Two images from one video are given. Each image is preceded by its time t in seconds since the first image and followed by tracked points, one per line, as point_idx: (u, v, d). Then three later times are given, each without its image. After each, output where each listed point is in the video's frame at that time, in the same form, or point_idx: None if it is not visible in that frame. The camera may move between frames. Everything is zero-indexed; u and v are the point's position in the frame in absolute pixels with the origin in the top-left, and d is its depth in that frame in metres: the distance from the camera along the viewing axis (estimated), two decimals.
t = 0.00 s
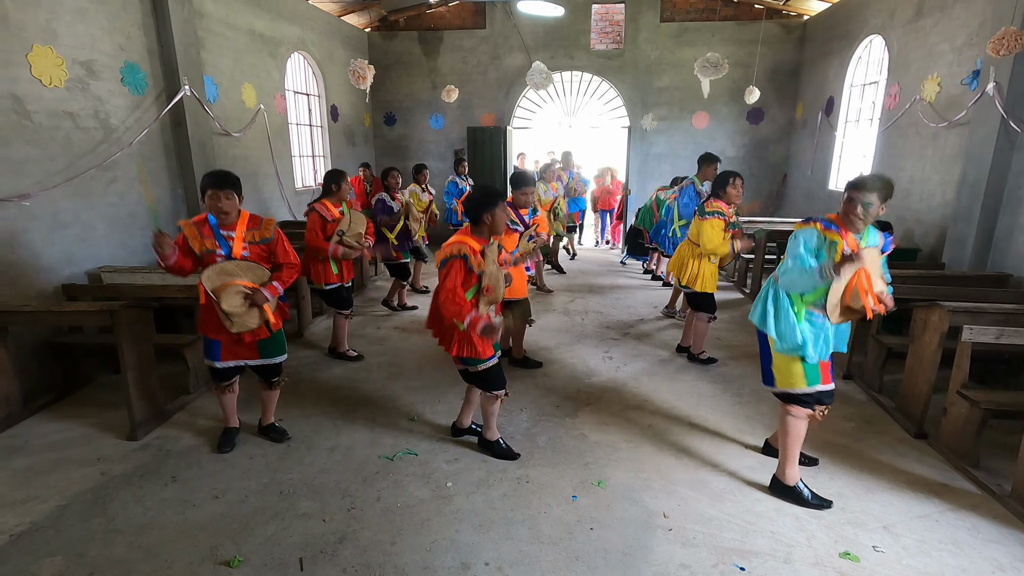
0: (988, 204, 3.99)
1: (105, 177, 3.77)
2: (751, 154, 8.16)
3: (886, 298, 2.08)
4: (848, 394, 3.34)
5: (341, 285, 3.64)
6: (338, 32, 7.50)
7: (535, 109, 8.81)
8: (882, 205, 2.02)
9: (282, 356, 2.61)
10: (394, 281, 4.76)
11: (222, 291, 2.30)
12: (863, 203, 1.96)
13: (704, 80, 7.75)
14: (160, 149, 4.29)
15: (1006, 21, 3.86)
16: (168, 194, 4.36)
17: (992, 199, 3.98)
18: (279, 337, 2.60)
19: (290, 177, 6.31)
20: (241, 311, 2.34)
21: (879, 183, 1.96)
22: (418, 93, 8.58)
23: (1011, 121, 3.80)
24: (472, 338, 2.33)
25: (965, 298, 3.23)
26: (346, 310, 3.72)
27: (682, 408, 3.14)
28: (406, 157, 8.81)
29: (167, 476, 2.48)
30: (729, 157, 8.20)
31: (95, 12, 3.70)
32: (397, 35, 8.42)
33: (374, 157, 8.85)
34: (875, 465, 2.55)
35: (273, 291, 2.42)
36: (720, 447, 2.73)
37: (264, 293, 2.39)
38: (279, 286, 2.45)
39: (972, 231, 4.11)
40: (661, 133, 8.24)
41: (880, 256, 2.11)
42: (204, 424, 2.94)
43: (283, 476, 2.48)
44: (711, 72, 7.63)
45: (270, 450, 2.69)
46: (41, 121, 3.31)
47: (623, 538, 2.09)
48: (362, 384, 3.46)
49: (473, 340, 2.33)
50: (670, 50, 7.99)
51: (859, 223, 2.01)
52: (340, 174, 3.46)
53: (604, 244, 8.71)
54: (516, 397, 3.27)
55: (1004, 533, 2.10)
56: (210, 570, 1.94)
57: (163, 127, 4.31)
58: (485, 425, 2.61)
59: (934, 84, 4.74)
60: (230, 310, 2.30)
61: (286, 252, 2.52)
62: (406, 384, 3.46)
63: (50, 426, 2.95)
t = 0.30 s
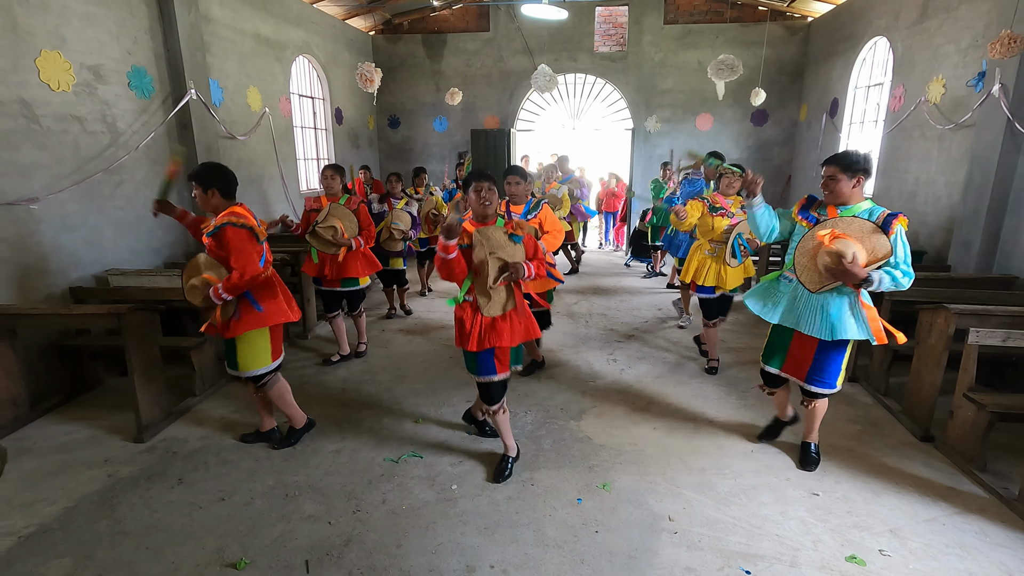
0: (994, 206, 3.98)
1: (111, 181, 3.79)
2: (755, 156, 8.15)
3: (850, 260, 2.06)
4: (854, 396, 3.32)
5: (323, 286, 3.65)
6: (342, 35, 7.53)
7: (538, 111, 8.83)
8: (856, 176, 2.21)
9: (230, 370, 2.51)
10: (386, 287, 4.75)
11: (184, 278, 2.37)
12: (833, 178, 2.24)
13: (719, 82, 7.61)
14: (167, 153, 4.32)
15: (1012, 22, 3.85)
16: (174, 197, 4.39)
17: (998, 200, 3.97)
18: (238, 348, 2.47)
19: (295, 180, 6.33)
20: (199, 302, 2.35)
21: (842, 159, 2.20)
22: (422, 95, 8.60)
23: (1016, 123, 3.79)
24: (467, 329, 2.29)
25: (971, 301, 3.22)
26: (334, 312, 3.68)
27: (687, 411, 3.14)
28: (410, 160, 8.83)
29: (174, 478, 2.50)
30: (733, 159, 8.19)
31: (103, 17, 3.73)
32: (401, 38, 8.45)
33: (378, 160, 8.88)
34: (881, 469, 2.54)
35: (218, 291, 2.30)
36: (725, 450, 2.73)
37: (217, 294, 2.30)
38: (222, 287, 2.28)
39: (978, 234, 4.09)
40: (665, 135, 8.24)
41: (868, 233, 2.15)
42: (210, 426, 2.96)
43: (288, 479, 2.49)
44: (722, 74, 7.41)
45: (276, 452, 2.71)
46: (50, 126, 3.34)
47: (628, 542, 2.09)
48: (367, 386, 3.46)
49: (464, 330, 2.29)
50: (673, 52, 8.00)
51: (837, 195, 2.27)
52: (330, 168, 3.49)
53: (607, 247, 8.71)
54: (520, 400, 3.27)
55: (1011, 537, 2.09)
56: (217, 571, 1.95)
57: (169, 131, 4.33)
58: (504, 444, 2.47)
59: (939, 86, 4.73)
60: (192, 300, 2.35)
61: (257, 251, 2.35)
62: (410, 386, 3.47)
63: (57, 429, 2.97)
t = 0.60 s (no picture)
0: (997, 206, 3.97)
1: (114, 182, 3.80)
2: (757, 156, 8.14)
3: (781, 281, 2.16)
4: (856, 397, 3.31)
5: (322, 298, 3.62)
6: (343, 36, 7.54)
7: (540, 112, 8.83)
8: (820, 204, 2.22)
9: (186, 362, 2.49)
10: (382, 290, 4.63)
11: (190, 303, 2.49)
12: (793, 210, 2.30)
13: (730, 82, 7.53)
14: (169, 154, 4.33)
15: (1014, 22, 3.84)
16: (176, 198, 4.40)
17: (1001, 201, 3.96)
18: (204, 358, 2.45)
19: (297, 180, 6.34)
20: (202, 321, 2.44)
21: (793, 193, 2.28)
22: (423, 96, 8.61)
23: (1019, 122, 3.78)
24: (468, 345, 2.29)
25: (974, 301, 3.20)
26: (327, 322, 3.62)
27: (689, 412, 3.13)
28: (411, 160, 8.83)
29: (176, 478, 2.50)
30: (734, 159, 8.18)
31: (105, 19, 3.74)
32: (403, 39, 8.46)
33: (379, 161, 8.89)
34: (883, 469, 2.54)
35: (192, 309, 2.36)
36: (727, 450, 2.72)
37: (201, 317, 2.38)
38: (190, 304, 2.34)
39: (981, 234, 4.08)
40: (666, 135, 8.23)
41: (815, 252, 2.11)
42: (212, 427, 2.96)
43: (290, 480, 2.49)
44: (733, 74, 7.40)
45: (278, 453, 2.71)
46: (53, 127, 3.35)
47: (629, 543, 2.08)
48: (368, 387, 3.46)
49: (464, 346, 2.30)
50: (675, 52, 7.99)
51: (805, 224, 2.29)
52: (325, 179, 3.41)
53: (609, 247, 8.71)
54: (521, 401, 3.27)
55: (1015, 538, 2.08)
56: (219, 572, 1.95)
57: (171, 132, 4.35)
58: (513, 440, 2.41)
59: (942, 86, 4.72)
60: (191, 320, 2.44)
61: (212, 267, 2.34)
62: (412, 388, 3.47)
63: (60, 429, 2.98)
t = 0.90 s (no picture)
0: (998, 203, 3.97)
1: (113, 182, 3.79)
2: (757, 154, 8.13)
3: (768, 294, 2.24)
4: (857, 396, 3.31)
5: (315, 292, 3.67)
6: (343, 36, 7.53)
7: (540, 110, 8.81)
8: (757, 213, 2.30)
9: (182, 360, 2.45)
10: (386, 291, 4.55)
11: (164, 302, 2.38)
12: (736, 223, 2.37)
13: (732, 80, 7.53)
14: (168, 154, 4.32)
15: (1014, 19, 3.83)
16: (175, 198, 4.39)
17: (1002, 198, 3.95)
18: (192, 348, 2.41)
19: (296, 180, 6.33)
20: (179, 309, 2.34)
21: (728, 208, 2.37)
22: (423, 96, 8.60)
23: (1019, 120, 3.78)
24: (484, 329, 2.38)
25: (975, 299, 3.19)
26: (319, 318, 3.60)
27: (689, 411, 3.12)
28: (411, 160, 8.83)
29: (175, 478, 2.50)
30: (735, 158, 8.17)
31: (103, 19, 3.73)
32: (402, 38, 8.45)
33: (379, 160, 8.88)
34: (884, 468, 2.53)
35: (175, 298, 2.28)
36: (727, 449, 2.71)
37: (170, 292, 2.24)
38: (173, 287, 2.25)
39: (982, 231, 4.07)
40: (666, 134, 8.22)
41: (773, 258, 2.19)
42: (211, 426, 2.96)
43: (289, 479, 2.49)
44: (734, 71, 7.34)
45: (277, 453, 2.70)
46: (51, 127, 3.34)
47: (629, 542, 2.08)
48: (368, 387, 3.46)
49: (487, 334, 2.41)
50: (674, 51, 7.98)
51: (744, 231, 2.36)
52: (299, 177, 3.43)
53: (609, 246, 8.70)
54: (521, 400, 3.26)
55: (1016, 537, 2.08)
56: (218, 572, 1.95)
57: (170, 132, 4.34)
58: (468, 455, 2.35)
59: (942, 83, 4.70)
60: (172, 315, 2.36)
61: (176, 250, 2.27)
62: (412, 387, 3.46)
63: (60, 429, 2.98)
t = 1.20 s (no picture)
0: (1001, 201, 3.96)
1: (114, 181, 3.79)
2: (759, 153, 8.11)
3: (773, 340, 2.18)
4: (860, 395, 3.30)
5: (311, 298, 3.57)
6: (344, 35, 7.53)
7: (541, 109, 8.80)
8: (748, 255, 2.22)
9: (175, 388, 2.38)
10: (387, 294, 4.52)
11: (134, 329, 2.21)
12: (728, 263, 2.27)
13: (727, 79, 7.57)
14: (169, 153, 4.32)
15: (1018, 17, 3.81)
16: (177, 197, 4.39)
17: (1005, 197, 3.94)
18: (184, 375, 2.34)
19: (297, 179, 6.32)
20: (160, 343, 2.27)
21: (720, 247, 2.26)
22: (424, 95, 8.60)
23: None
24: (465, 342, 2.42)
25: (979, 297, 3.18)
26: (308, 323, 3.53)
27: (690, 411, 3.11)
28: (412, 159, 8.82)
29: (177, 477, 2.50)
30: (736, 156, 8.15)
31: (105, 18, 3.74)
32: (403, 37, 8.44)
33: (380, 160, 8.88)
34: (888, 467, 2.52)
35: (185, 325, 2.26)
36: (729, 449, 2.70)
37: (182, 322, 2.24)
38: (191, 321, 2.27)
39: (985, 230, 4.06)
40: (668, 132, 8.20)
41: (773, 302, 2.16)
42: (212, 426, 2.96)
43: (290, 478, 2.49)
44: (732, 70, 7.36)
45: (278, 452, 2.70)
46: (53, 126, 3.34)
47: (631, 541, 2.07)
48: (370, 386, 3.46)
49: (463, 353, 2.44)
50: (676, 49, 7.96)
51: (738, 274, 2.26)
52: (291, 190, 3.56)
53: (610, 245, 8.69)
54: (523, 400, 3.25)
55: (1019, 536, 2.07)
56: (219, 571, 1.95)
57: (171, 131, 4.34)
58: (466, 457, 2.38)
59: (945, 81, 4.69)
60: (146, 345, 2.23)
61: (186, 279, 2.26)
62: (413, 386, 3.46)
63: (62, 429, 2.98)
